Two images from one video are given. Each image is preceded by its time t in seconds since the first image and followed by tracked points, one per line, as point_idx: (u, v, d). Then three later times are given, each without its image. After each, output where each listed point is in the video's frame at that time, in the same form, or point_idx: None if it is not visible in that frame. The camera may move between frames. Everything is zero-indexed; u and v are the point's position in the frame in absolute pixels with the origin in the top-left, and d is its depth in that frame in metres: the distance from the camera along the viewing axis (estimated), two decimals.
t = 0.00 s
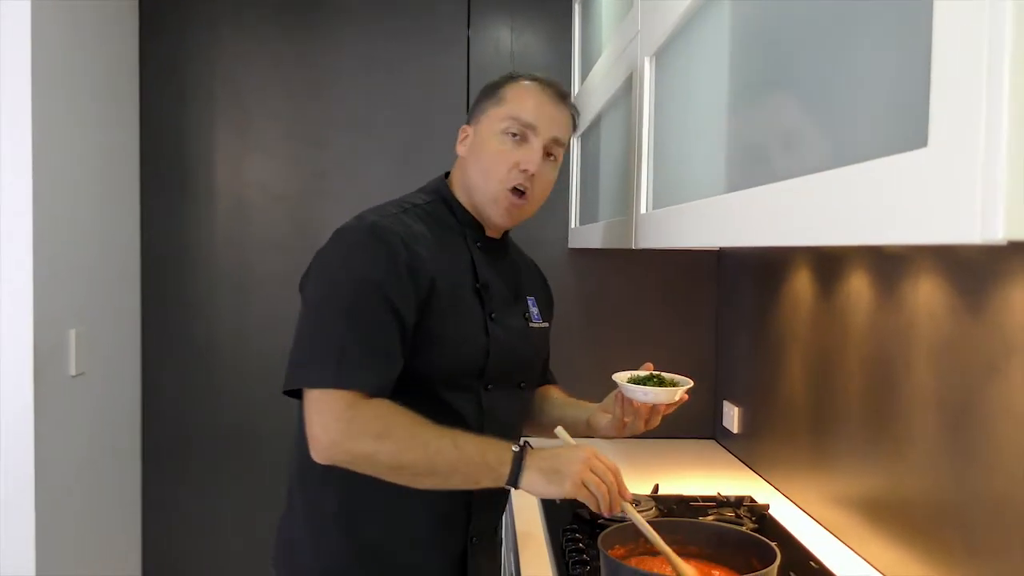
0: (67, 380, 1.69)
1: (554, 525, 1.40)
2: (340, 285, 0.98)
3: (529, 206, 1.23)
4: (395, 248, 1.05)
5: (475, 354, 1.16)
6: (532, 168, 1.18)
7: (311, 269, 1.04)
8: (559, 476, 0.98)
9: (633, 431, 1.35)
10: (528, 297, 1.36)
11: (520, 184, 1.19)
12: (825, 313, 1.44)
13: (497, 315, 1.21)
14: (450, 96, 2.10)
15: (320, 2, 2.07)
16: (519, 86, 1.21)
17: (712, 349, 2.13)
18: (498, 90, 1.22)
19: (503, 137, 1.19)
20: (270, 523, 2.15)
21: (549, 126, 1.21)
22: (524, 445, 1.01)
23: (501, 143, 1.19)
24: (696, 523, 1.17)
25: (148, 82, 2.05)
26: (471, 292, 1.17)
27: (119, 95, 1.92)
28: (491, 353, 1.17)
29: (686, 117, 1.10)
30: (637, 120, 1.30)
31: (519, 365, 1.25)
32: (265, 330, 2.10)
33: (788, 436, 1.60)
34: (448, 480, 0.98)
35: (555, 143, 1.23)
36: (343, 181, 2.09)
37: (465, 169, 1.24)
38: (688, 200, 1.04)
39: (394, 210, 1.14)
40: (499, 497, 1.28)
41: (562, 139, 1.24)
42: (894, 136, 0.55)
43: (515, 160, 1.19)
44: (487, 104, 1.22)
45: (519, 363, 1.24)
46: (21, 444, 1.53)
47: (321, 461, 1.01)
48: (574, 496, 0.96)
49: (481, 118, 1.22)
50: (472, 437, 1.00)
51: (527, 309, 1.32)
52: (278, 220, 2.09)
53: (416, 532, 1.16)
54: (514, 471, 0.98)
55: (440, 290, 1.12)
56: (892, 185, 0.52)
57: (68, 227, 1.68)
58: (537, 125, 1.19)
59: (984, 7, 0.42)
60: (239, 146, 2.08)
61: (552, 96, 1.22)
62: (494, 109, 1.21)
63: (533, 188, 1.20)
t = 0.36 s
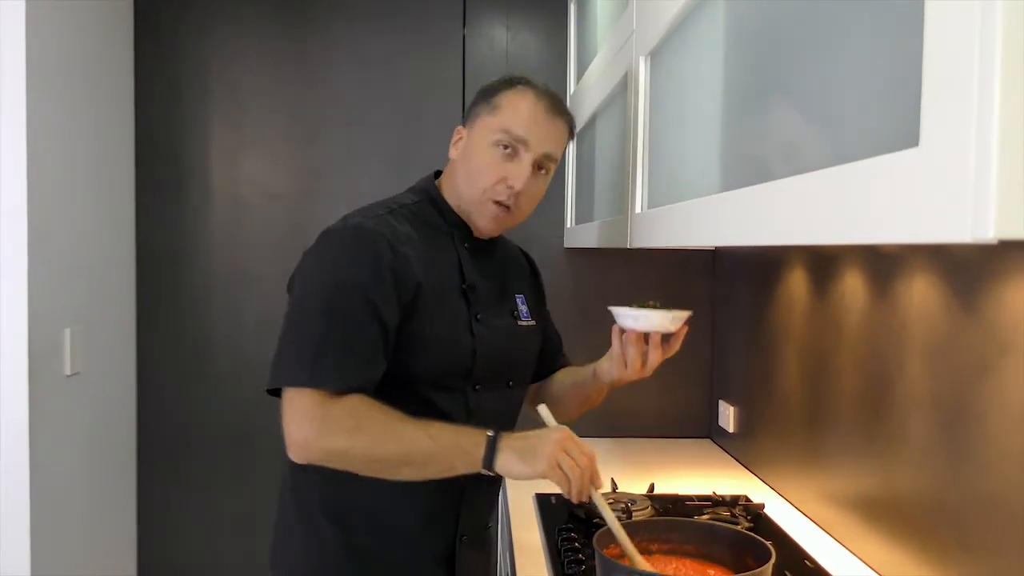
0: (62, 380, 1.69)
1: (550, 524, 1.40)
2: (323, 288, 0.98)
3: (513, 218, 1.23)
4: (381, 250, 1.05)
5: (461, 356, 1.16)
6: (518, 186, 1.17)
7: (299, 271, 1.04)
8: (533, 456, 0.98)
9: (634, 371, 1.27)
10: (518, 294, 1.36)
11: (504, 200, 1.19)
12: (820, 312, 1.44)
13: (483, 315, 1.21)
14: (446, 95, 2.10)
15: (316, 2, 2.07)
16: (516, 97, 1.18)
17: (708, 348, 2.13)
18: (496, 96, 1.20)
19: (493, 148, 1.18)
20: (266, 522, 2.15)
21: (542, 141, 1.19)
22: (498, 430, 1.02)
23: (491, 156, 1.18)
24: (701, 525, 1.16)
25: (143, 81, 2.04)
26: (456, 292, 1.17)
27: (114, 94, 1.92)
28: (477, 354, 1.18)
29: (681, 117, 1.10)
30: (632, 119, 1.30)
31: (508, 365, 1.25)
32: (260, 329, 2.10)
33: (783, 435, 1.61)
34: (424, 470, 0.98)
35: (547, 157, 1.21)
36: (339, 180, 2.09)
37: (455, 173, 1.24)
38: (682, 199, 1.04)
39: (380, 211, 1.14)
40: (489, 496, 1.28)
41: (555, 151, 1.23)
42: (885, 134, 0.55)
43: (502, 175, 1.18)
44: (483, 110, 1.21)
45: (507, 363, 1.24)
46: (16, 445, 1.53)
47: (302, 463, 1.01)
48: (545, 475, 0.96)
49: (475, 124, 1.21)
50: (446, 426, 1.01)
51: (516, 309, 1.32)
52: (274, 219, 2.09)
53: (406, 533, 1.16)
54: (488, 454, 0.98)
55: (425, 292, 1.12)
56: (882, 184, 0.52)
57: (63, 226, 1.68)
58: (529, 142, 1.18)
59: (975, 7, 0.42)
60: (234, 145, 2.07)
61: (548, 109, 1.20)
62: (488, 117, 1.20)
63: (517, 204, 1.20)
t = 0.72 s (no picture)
0: (61, 380, 1.68)
1: (549, 524, 1.40)
2: (315, 293, 0.98)
3: (512, 212, 1.22)
4: (374, 255, 1.05)
5: (456, 361, 1.16)
6: (511, 177, 1.17)
7: (295, 275, 1.04)
8: (528, 451, 0.99)
9: (630, 386, 1.27)
10: (520, 297, 1.35)
11: (499, 192, 1.18)
12: (819, 312, 1.44)
13: (479, 320, 1.21)
14: (445, 95, 2.10)
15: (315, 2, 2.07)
16: (501, 88, 1.19)
17: (707, 348, 2.13)
18: (481, 92, 1.21)
19: (482, 142, 1.18)
20: (266, 522, 2.14)
21: (530, 129, 1.19)
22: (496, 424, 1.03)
23: (481, 149, 1.18)
24: (697, 524, 1.16)
25: (142, 81, 2.04)
26: (451, 297, 1.17)
27: (113, 94, 1.92)
28: (472, 360, 1.17)
29: (681, 116, 1.10)
30: (632, 119, 1.30)
31: (505, 369, 1.25)
32: (259, 330, 2.10)
33: (783, 435, 1.61)
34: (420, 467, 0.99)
35: (538, 147, 1.21)
36: (339, 181, 2.09)
37: (448, 174, 1.24)
38: (681, 200, 1.04)
39: (376, 214, 1.14)
40: (487, 499, 1.28)
41: (547, 141, 1.22)
42: (886, 135, 0.55)
43: (493, 167, 1.18)
44: (470, 106, 1.21)
45: (505, 367, 1.24)
46: (16, 445, 1.53)
47: (296, 471, 1.00)
48: (539, 471, 0.97)
49: (463, 121, 1.22)
50: (433, 420, 1.02)
51: (516, 312, 1.31)
52: (273, 219, 2.09)
53: (402, 535, 1.16)
54: (484, 445, 1.00)
55: (418, 295, 1.12)
56: (882, 186, 0.52)
57: (63, 226, 1.68)
58: (517, 130, 1.18)
59: (975, 7, 0.43)
60: (233, 146, 2.07)
61: (535, 97, 1.20)
62: (475, 112, 1.20)
63: (513, 196, 1.19)
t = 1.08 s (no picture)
0: (58, 379, 1.68)
1: (547, 522, 1.40)
2: (317, 293, 0.98)
3: (510, 205, 1.22)
4: (375, 254, 1.05)
5: (455, 363, 1.16)
6: (508, 168, 1.17)
7: (295, 275, 1.04)
8: (543, 466, 1.01)
9: (624, 397, 1.25)
10: (520, 296, 1.36)
11: (496, 184, 1.18)
12: (817, 310, 1.44)
13: (480, 320, 1.21)
14: (442, 94, 2.10)
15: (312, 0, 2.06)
16: (495, 81, 1.20)
17: (705, 346, 2.14)
18: (474, 86, 1.22)
19: (478, 135, 1.19)
20: (264, 520, 2.14)
21: (526, 121, 1.19)
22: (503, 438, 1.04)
23: (477, 143, 1.19)
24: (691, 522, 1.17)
25: (138, 79, 2.04)
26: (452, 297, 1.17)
27: (110, 94, 1.92)
28: (473, 361, 1.18)
29: (678, 114, 1.09)
30: (629, 117, 1.30)
31: (505, 369, 1.25)
32: (256, 328, 2.10)
33: (780, 432, 1.61)
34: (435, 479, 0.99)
35: (534, 139, 1.21)
36: (336, 179, 2.09)
37: (444, 170, 1.24)
38: (678, 198, 1.04)
39: (377, 212, 1.14)
40: (487, 497, 1.28)
41: (543, 132, 1.23)
42: (883, 131, 0.55)
43: (489, 160, 1.18)
44: (464, 102, 1.22)
45: (505, 367, 1.24)
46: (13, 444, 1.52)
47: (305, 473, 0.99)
48: (559, 487, 1.00)
49: (458, 116, 1.22)
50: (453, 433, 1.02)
51: (515, 311, 1.31)
52: (271, 218, 2.08)
53: (401, 533, 1.16)
54: (501, 463, 1.01)
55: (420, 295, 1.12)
56: (879, 182, 0.52)
57: (60, 225, 1.67)
58: (513, 122, 1.18)
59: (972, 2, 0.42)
60: (231, 145, 2.07)
61: (529, 90, 1.20)
62: (469, 106, 1.21)
63: (510, 188, 1.19)
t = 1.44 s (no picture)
0: (54, 377, 1.68)
1: (544, 517, 1.40)
2: (319, 288, 0.98)
3: (508, 187, 1.22)
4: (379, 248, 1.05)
5: (456, 356, 1.15)
6: (500, 147, 1.17)
7: (297, 271, 1.04)
8: (536, 478, 1.02)
9: (619, 396, 1.28)
10: (519, 291, 1.36)
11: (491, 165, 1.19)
12: (813, 305, 1.45)
13: (482, 313, 1.21)
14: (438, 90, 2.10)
15: None
16: (479, 68, 1.21)
17: (701, 342, 2.14)
18: (459, 77, 1.24)
19: (468, 121, 1.20)
20: (262, 516, 2.15)
21: (514, 102, 1.20)
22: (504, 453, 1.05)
23: (467, 128, 1.20)
24: (690, 516, 1.17)
25: (133, 76, 2.03)
26: (453, 290, 1.17)
27: (105, 92, 1.91)
28: (475, 353, 1.18)
29: (673, 111, 1.10)
30: (624, 113, 1.30)
31: (507, 363, 1.25)
32: (253, 325, 2.10)
33: (776, 428, 1.61)
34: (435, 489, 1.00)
35: (524, 120, 1.22)
36: (332, 176, 2.09)
37: (439, 163, 1.25)
38: (674, 194, 1.04)
39: (378, 207, 1.14)
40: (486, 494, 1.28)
41: (532, 113, 1.24)
42: (876, 126, 0.55)
43: (481, 142, 1.19)
44: (452, 93, 1.24)
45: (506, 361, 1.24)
46: (11, 439, 1.53)
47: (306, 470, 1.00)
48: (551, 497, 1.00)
49: (447, 108, 1.24)
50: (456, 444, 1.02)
51: (516, 306, 1.32)
52: (267, 215, 2.08)
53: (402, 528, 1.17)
54: (497, 475, 1.01)
55: (422, 289, 1.12)
56: (872, 177, 0.52)
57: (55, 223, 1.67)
58: (501, 105, 1.19)
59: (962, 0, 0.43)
60: (226, 143, 2.07)
61: (515, 73, 1.22)
62: (457, 96, 1.22)
63: (506, 168, 1.19)
